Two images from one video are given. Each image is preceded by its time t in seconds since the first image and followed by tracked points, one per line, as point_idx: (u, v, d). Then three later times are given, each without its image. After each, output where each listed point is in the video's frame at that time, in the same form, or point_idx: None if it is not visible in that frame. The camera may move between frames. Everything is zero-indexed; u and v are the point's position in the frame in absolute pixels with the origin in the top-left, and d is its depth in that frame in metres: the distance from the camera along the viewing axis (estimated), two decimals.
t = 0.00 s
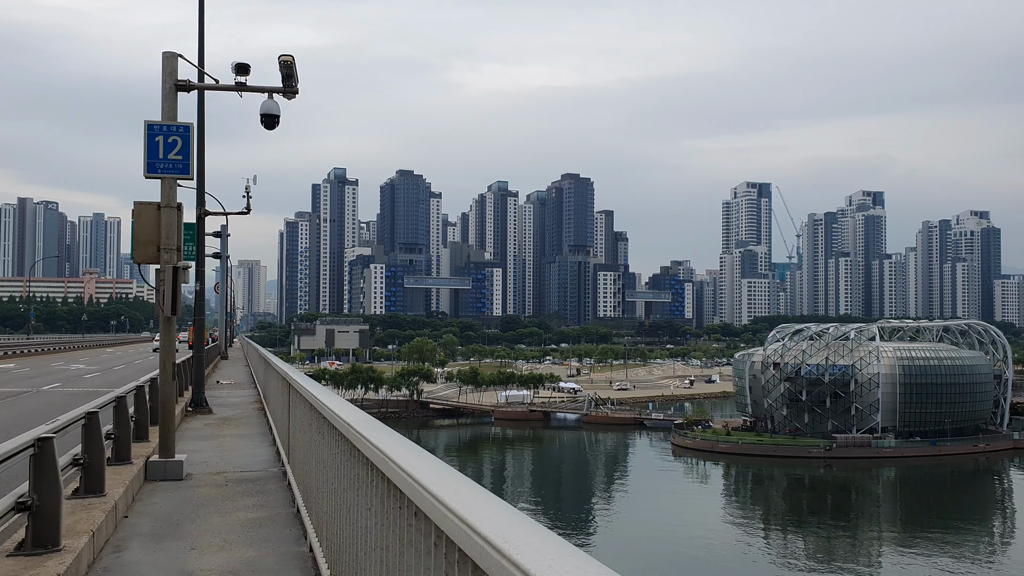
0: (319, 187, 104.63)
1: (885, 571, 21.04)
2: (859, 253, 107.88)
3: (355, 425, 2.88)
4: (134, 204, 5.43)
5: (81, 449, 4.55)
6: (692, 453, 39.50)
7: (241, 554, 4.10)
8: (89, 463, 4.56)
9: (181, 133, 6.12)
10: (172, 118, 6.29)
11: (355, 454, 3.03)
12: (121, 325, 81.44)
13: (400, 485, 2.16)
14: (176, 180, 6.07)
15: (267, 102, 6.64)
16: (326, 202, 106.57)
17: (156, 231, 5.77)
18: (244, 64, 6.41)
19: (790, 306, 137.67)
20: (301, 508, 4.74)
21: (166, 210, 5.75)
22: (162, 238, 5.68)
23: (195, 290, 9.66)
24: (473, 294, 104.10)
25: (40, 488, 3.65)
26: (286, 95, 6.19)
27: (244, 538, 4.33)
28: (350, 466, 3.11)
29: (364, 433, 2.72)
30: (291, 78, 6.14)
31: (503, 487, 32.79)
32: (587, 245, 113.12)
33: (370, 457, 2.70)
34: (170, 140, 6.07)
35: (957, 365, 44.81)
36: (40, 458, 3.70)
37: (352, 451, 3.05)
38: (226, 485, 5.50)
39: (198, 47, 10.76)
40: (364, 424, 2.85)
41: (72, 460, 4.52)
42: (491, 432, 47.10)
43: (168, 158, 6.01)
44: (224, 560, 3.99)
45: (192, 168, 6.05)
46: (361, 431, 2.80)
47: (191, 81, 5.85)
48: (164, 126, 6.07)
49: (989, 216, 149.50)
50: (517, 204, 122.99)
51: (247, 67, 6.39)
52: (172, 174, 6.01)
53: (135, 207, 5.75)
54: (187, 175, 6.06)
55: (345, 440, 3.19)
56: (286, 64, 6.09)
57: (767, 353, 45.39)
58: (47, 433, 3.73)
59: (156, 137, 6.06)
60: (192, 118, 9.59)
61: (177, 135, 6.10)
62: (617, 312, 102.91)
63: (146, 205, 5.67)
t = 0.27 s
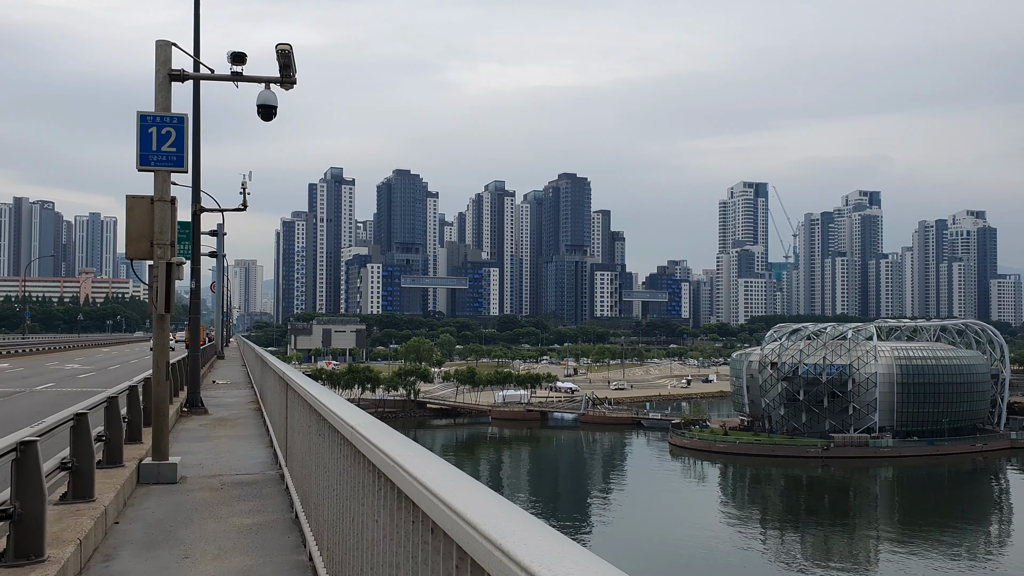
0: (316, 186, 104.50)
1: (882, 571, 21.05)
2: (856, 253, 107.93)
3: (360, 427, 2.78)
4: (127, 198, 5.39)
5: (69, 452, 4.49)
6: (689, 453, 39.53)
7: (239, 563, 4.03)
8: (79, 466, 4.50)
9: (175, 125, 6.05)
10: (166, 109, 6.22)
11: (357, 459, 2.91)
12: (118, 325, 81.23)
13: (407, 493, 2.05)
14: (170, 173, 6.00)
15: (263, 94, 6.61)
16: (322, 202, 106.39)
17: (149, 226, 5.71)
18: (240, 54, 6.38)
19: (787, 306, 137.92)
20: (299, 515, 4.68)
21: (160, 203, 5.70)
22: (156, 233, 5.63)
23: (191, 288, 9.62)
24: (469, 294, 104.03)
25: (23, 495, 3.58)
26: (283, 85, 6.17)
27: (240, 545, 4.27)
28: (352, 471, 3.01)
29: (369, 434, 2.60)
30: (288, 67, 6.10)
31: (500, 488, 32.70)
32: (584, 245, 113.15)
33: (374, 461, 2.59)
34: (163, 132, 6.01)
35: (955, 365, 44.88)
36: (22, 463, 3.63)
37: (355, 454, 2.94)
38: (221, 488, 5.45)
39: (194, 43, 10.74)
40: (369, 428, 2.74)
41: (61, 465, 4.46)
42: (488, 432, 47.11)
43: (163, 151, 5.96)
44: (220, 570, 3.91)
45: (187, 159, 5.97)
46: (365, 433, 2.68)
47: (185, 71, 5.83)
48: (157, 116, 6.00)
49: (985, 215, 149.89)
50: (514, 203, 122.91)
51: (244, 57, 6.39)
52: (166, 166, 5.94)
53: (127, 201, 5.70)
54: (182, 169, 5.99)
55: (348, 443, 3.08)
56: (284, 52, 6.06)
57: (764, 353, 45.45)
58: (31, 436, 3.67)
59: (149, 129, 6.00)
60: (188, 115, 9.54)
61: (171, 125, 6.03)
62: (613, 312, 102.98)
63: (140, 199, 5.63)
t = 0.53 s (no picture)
0: (310, 186, 104.29)
1: (877, 571, 21.08)
2: (850, 253, 108.26)
3: (361, 442, 2.51)
4: (116, 195, 5.29)
5: (56, 459, 4.35)
6: (685, 453, 39.55)
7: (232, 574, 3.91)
8: (65, 474, 4.35)
9: (166, 119, 5.88)
10: (157, 103, 6.08)
11: (360, 473, 2.67)
12: (112, 325, 80.91)
13: (423, 518, 1.79)
14: (162, 168, 5.85)
15: (259, 87, 6.55)
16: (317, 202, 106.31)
17: (140, 223, 5.64)
18: (234, 46, 6.33)
19: (781, 306, 138.28)
20: (295, 524, 4.57)
21: (151, 200, 5.60)
22: (147, 231, 5.54)
23: (185, 287, 9.55)
24: (464, 294, 103.94)
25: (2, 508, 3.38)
26: (279, 78, 6.11)
27: (233, 557, 4.15)
28: (353, 484, 2.76)
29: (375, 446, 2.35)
30: (284, 60, 6.07)
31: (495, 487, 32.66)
32: (579, 245, 113.25)
33: (380, 478, 2.34)
34: (155, 125, 5.85)
35: (950, 365, 45.04)
36: None
37: (357, 468, 2.69)
38: (215, 497, 5.35)
39: (188, 41, 10.68)
40: (374, 439, 2.49)
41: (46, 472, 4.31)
42: (483, 432, 47.11)
43: (154, 146, 5.78)
44: None
45: (179, 155, 5.83)
46: (368, 445, 2.43)
47: (177, 65, 5.74)
48: (148, 110, 5.84)
49: (978, 216, 150.61)
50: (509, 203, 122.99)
51: (238, 48, 6.33)
52: (157, 162, 5.80)
53: (118, 198, 5.61)
54: (173, 163, 5.81)
55: (349, 455, 2.83)
56: (280, 44, 6.01)
57: (760, 353, 45.53)
58: (10, 447, 3.49)
59: (140, 123, 5.85)
60: (182, 111, 9.44)
61: (162, 119, 5.87)
62: (609, 312, 103.12)
63: (130, 195, 5.53)
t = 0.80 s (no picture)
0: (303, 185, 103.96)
1: (872, 571, 21.08)
2: (843, 253, 108.59)
3: (371, 448, 2.37)
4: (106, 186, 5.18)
5: (42, 464, 4.24)
6: (679, 453, 39.56)
7: None
8: (52, 480, 4.23)
9: (159, 109, 5.70)
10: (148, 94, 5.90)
11: (365, 478, 2.58)
12: (103, 325, 80.44)
13: (435, 523, 1.71)
14: (154, 160, 5.66)
15: (255, 77, 6.49)
16: (309, 201, 106.02)
17: (132, 216, 5.55)
18: (229, 34, 6.28)
19: (774, 305, 138.67)
20: (293, 530, 4.52)
21: (143, 192, 5.52)
22: (138, 226, 5.44)
23: (177, 283, 9.46)
24: (458, 294, 103.81)
25: None
26: (276, 66, 6.04)
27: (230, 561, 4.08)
28: (363, 494, 2.63)
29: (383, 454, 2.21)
30: (281, 47, 6.02)
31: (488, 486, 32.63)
32: (573, 245, 113.22)
33: (392, 492, 2.22)
34: (147, 115, 5.67)
35: (943, 365, 45.22)
36: None
37: (368, 473, 2.57)
38: (209, 502, 5.29)
39: (180, 37, 10.59)
40: (384, 444, 2.34)
41: (32, 476, 4.19)
42: (477, 432, 47.07)
43: (145, 137, 5.60)
44: None
45: (172, 147, 5.64)
46: (379, 450, 2.29)
47: (170, 51, 5.66)
48: (139, 99, 5.65)
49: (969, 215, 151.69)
50: (502, 203, 122.92)
51: (233, 36, 6.28)
52: (150, 153, 5.60)
53: (108, 189, 5.50)
54: (166, 155, 5.61)
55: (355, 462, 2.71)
56: (276, 30, 5.96)
57: (754, 353, 45.62)
58: None
59: (131, 113, 5.65)
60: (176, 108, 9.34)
61: (155, 109, 5.69)
62: (602, 312, 103.20)
63: (121, 187, 5.47)
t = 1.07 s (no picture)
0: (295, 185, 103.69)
1: (866, 571, 21.11)
2: (834, 253, 109.00)
3: (378, 460, 2.15)
4: (95, 184, 5.11)
5: (26, 475, 4.11)
6: (672, 453, 39.63)
7: None
8: (35, 490, 4.09)
9: (149, 102, 5.62)
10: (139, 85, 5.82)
11: (366, 487, 2.44)
12: (94, 325, 79.98)
13: (447, 542, 1.57)
14: (144, 154, 5.59)
15: (249, 69, 6.43)
16: (301, 201, 105.70)
17: (121, 214, 5.46)
18: (223, 24, 6.21)
19: (765, 305, 139.14)
20: (288, 541, 4.41)
21: (133, 188, 5.44)
22: (128, 224, 5.37)
23: (169, 283, 9.38)
24: (450, 294, 103.73)
25: None
26: (271, 58, 5.99)
27: (222, 574, 3.97)
28: (369, 511, 2.41)
29: (390, 468, 1.99)
30: (276, 38, 5.96)
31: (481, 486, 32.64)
32: (565, 245, 113.27)
33: (403, 510, 1.99)
34: (136, 109, 5.58)
35: (935, 365, 45.45)
36: None
37: (375, 489, 2.36)
38: (202, 510, 5.19)
39: (171, 34, 10.46)
40: (395, 456, 2.09)
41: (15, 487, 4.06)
42: (469, 432, 47.05)
43: (135, 131, 5.53)
44: None
45: (162, 141, 5.56)
46: (387, 464, 2.07)
47: (161, 42, 5.58)
48: (129, 92, 5.56)
49: (960, 215, 152.61)
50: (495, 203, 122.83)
51: (226, 26, 6.20)
52: (140, 148, 5.53)
53: (97, 185, 5.41)
54: (157, 150, 5.57)
55: (360, 475, 2.50)
56: (271, 21, 5.90)
57: (746, 353, 45.75)
58: None
59: (120, 106, 5.57)
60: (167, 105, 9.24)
61: (145, 102, 5.61)
62: (594, 312, 103.32)
63: (110, 183, 5.37)
